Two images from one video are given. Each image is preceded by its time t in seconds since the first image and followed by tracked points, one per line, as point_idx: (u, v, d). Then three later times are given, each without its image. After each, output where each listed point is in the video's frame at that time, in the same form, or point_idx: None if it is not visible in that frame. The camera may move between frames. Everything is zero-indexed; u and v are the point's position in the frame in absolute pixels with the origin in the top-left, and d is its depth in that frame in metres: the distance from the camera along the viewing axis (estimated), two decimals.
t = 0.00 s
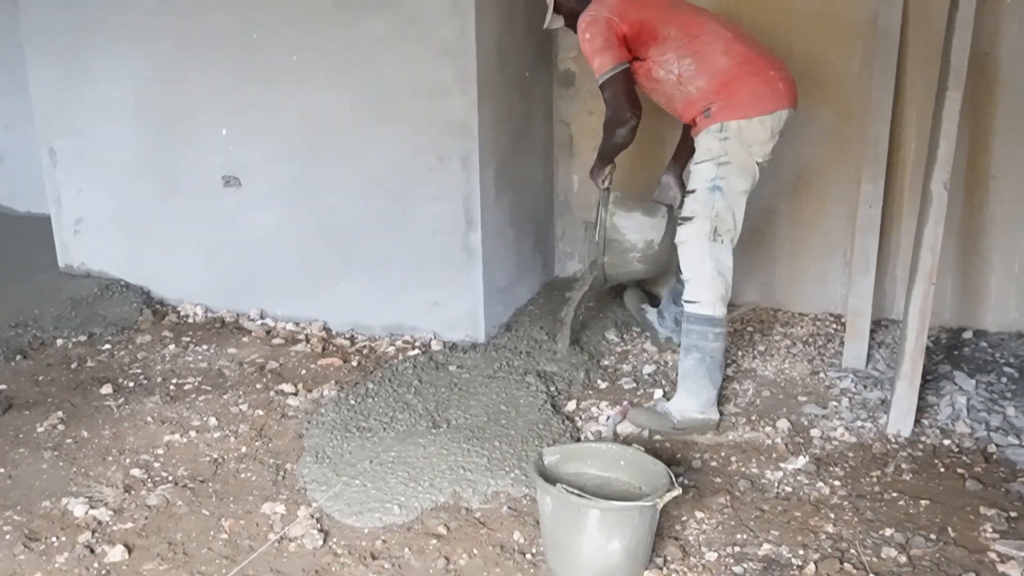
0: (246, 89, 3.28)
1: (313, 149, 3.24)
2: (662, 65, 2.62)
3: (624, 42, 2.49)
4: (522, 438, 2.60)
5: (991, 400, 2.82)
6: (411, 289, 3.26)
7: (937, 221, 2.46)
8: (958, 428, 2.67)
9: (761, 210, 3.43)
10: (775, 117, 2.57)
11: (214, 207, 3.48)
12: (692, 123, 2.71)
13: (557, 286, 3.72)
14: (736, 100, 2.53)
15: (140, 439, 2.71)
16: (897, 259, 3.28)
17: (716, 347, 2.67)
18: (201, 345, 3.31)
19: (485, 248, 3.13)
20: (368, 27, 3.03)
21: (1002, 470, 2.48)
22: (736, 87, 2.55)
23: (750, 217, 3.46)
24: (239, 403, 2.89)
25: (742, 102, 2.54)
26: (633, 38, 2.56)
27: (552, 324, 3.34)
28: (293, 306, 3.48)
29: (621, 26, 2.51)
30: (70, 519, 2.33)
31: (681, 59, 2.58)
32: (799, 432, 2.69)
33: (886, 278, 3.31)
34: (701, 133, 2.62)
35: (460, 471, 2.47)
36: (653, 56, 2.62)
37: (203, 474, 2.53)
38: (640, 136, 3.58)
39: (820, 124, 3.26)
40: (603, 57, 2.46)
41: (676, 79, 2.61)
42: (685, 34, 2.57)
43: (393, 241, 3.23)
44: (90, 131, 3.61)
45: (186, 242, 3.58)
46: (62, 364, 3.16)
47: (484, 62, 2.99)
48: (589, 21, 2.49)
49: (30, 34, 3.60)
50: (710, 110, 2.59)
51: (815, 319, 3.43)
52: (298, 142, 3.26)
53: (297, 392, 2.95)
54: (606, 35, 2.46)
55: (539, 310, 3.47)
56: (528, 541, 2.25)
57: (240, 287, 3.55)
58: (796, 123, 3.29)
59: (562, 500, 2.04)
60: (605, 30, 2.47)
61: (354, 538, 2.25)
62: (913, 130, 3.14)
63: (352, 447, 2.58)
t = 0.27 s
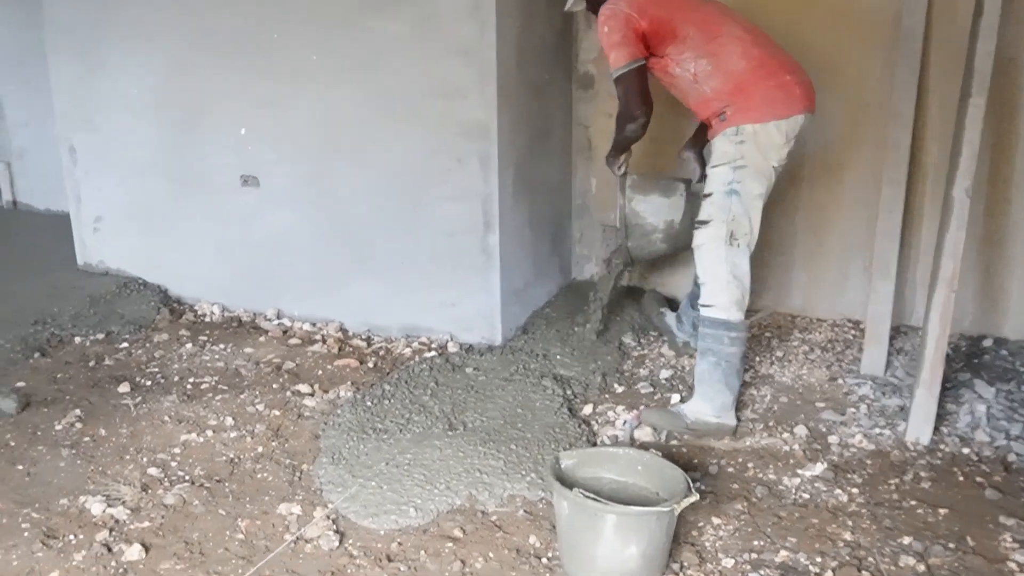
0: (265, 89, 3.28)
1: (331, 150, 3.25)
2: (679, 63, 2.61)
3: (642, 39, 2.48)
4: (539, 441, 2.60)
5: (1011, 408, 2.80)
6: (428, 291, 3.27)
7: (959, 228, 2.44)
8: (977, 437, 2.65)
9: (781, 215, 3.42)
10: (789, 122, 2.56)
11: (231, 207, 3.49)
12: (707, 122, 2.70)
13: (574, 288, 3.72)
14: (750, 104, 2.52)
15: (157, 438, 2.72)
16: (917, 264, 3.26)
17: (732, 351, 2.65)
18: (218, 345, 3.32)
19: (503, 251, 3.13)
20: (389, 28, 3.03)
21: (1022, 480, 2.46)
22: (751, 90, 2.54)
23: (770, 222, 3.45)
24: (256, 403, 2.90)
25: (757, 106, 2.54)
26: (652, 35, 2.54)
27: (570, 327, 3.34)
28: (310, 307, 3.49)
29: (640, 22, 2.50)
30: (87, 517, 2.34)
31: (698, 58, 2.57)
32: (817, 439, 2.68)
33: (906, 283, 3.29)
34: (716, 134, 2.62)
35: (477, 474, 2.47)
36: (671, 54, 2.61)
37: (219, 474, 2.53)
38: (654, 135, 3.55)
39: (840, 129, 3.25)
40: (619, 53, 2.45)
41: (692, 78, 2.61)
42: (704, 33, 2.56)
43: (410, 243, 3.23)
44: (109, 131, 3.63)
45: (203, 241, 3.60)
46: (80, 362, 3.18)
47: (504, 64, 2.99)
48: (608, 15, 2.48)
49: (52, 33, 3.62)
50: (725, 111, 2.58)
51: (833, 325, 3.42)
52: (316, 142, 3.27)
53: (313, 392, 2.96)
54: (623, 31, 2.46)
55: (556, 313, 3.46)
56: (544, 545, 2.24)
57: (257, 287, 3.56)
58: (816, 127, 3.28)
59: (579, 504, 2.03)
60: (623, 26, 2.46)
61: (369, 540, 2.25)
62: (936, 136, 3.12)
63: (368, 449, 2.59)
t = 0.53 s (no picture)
0: (283, 91, 3.29)
1: (349, 152, 3.25)
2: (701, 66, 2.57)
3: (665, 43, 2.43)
4: (554, 446, 2.59)
5: None
6: (444, 294, 3.26)
7: (982, 235, 2.41)
8: (1000, 446, 2.61)
9: (800, 219, 3.39)
10: (810, 129, 2.55)
11: (248, 209, 3.50)
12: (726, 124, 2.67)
13: (591, 292, 3.70)
14: (772, 110, 2.50)
15: (173, 440, 2.72)
16: (939, 270, 3.22)
17: (752, 358, 2.64)
18: (234, 346, 3.33)
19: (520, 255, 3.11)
20: (407, 31, 3.03)
21: None
22: (774, 95, 2.51)
23: (789, 227, 3.42)
24: (271, 406, 2.90)
25: (778, 112, 2.51)
26: (676, 37, 2.49)
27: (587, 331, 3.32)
28: (326, 309, 3.49)
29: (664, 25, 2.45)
30: (103, 519, 2.34)
31: (722, 61, 2.52)
32: (837, 446, 2.65)
33: (927, 289, 3.26)
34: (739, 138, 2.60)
35: (492, 479, 2.45)
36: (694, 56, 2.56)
37: (234, 477, 2.53)
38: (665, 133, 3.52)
39: (861, 133, 3.22)
40: (641, 54, 2.42)
41: (715, 80, 2.56)
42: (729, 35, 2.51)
43: (426, 246, 3.23)
44: (129, 132, 3.64)
45: (220, 243, 3.61)
46: (97, 363, 3.19)
47: (522, 67, 2.98)
48: (633, 17, 2.43)
49: (73, 36, 3.64)
50: (746, 116, 2.56)
51: (853, 331, 3.38)
52: (333, 145, 3.27)
53: (329, 395, 2.95)
54: (646, 32, 2.42)
55: (573, 317, 3.44)
56: (559, 551, 2.22)
57: (273, 289, 3.56)
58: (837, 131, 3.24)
59: (595, 512, 2.01)
60: (646, 27, 2.42)
61: (384, 545, 2.24)
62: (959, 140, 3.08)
63: (383, 453, 2.58)
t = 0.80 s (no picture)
0: (290, 92, 3.29)
1: (356, 153, 3.24)
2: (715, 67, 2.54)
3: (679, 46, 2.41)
4: (562, 448, 2.57)
5: None
6: (451, 295, 3.25)
7: (994, 235, 2.38)
8: (1013, 447, 2.58)
9: (809, 219, 3.36)
10: (826, 128, 2.54)
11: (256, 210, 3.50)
12: (738, 125, 2.65)
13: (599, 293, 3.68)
14: (790, 110, 2.49)
15: (180, 441, 2.72)
16: (950, 270, 3.19)
17: (764, 359, 2.61)
18: (241, 347, 3.32)
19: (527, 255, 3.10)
20: (414, 31, 3.02)
21: None
22: (790, 95, 2.50)
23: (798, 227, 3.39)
24: (278, 407, 2.90)
25: (796, 111, 2.50)
26: (689, 39, 2.46)
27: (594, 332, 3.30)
28: (333, 310, 3.49)
29: (679, 27, 2.42)
30: (109, 520, 2.34)
31: (737, 62, 2.50)
32: (847, 448, 2.63)
33: (938, 289, 3.23)
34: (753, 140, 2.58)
35: (499, 481, 2.44)
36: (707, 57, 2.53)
37: (241, 478, 2.53)
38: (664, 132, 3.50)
39: (871, 133, 3.19)
40: (653, 58, 2.38)
41: (729, 82, 2.54)
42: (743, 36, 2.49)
43: (433, 247, 3.22)
44: (136, 134, 3.65)
45: (227, 244, 3.61)
46: (105, 364, 3.19)
47: (530, 67, 2.96)
48: (647, 21, 2.39)
49: (81, 37, 3.65)
50: (762, 117, 2.54)
51: (863, 331, 3.36)
52: (340, 146, 3.26)
53: (336, 396, 2.95)
54: (660, 36, 2.39)
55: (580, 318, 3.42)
56: (567, 554, 2.21)
57: (280, 290, 3.56)
58: (847, 130, 3.22)
59: (602, 514, 1.99)
60: (661, 30, 2.39)
61: (390, 547, 2.23)
62: (970, 138, 3.05)
63: (390, 454, 2.57)
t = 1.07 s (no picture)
0: (295, 92, 3.29)
1: (361, 153, 3.24)
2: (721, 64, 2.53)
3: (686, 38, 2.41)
4: (569, 446, 2.57)
5: None
6: (457, 294, 3.25)
7: (1002, 230, 2.37)
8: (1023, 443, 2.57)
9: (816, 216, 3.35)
10: (833, 125, 2.52)
11: (261, 210, 3.50)
12: (745, 124, 2.63)
13: (606, 291, 3.67)
14: (797, 106, 2.47)
15: (187, 442, 2.72)
16: (958, 265, 3.18)
17: (773, 356, 2.60)
18: (248, 348, 3.33)
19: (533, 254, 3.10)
20: (418, 30, 3.01)
21: None
22: (797, 92, 2.49)
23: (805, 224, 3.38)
24: (285, 407, 2.90)
25: (802, 108, 2.49)
26: (696, 34, 2.47)
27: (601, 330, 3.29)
28: (339, 310, 3.49)
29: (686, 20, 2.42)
30: (117, 521, 2.34)
31: (743, 58, 2.50)
32: (856, 445, 2.62)
33: (946, 285, 3.21)
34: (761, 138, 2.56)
35: (506, 480, 2.43)
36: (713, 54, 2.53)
37: (248, 478, 2.53)
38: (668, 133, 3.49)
39: (877, 129, 3.18)
40: (663, 49, 2.38)
41: (735, 78, 2.53)
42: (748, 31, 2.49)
43: (439, 246, 3.22)
44: (142, 135, 3.65)
45: (233, 244, 3.61)
46: (112, 365, 3.20)
47: (535, 65, 2.96)
48: (654, 13, 2.40)
49: (86, 39, 3.65)
50: (769, 114, 2.52)
51: (871, 328, 3.34)
52: (345, 146, 3.26)
53: (342, 396, 2.95)
54: (667, 28, 2.39)
55: (587, 316, 3.42)
56: (575, 552, 2.20)
57: (286, 290, 3.56)
58: (854, 126, 3.21)
59: (610, 512, 1.99)
60: (667, 22, 2.39)
61: (398, 546, 2.23)
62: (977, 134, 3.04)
63: (397, 454, 2.57)
